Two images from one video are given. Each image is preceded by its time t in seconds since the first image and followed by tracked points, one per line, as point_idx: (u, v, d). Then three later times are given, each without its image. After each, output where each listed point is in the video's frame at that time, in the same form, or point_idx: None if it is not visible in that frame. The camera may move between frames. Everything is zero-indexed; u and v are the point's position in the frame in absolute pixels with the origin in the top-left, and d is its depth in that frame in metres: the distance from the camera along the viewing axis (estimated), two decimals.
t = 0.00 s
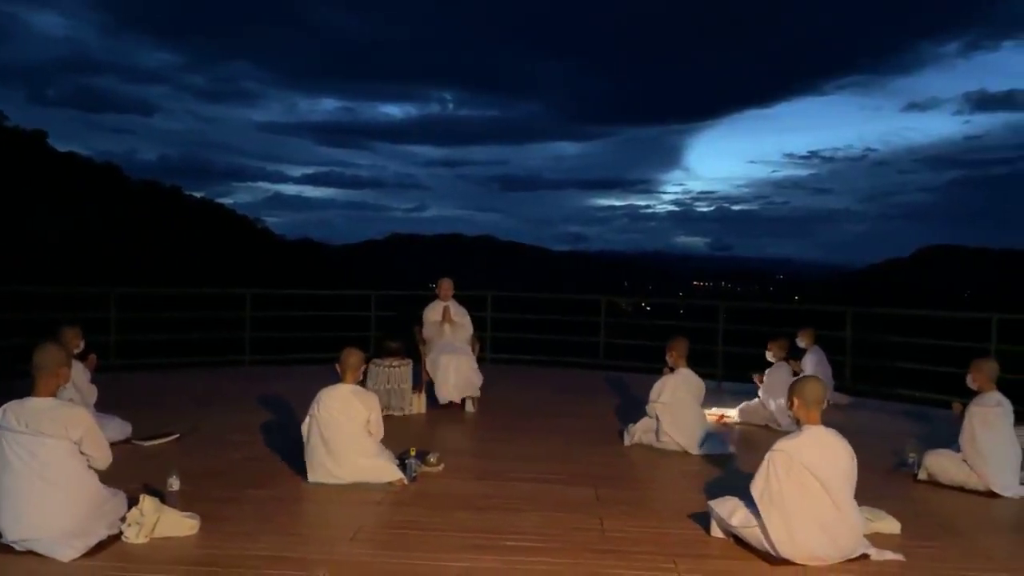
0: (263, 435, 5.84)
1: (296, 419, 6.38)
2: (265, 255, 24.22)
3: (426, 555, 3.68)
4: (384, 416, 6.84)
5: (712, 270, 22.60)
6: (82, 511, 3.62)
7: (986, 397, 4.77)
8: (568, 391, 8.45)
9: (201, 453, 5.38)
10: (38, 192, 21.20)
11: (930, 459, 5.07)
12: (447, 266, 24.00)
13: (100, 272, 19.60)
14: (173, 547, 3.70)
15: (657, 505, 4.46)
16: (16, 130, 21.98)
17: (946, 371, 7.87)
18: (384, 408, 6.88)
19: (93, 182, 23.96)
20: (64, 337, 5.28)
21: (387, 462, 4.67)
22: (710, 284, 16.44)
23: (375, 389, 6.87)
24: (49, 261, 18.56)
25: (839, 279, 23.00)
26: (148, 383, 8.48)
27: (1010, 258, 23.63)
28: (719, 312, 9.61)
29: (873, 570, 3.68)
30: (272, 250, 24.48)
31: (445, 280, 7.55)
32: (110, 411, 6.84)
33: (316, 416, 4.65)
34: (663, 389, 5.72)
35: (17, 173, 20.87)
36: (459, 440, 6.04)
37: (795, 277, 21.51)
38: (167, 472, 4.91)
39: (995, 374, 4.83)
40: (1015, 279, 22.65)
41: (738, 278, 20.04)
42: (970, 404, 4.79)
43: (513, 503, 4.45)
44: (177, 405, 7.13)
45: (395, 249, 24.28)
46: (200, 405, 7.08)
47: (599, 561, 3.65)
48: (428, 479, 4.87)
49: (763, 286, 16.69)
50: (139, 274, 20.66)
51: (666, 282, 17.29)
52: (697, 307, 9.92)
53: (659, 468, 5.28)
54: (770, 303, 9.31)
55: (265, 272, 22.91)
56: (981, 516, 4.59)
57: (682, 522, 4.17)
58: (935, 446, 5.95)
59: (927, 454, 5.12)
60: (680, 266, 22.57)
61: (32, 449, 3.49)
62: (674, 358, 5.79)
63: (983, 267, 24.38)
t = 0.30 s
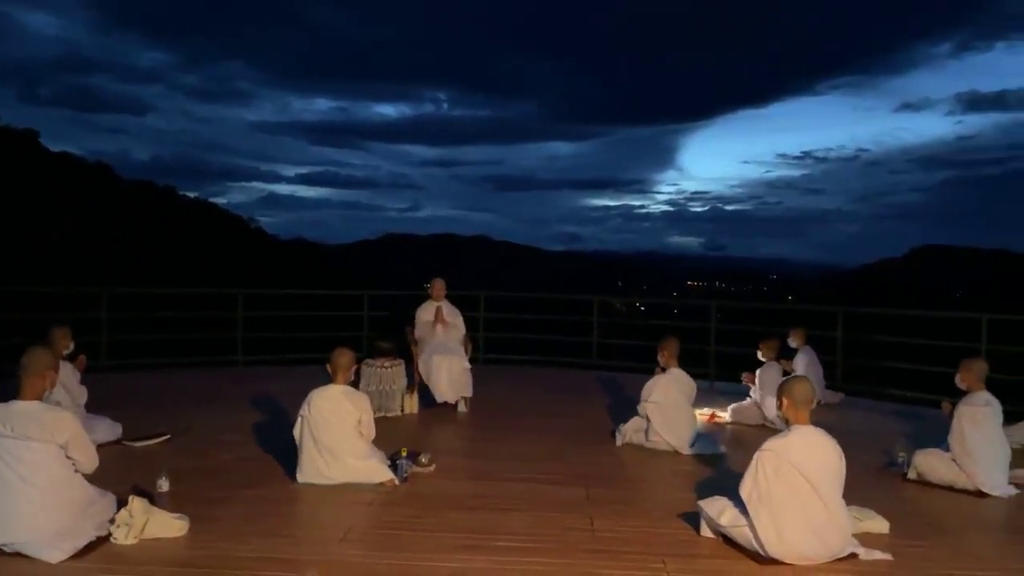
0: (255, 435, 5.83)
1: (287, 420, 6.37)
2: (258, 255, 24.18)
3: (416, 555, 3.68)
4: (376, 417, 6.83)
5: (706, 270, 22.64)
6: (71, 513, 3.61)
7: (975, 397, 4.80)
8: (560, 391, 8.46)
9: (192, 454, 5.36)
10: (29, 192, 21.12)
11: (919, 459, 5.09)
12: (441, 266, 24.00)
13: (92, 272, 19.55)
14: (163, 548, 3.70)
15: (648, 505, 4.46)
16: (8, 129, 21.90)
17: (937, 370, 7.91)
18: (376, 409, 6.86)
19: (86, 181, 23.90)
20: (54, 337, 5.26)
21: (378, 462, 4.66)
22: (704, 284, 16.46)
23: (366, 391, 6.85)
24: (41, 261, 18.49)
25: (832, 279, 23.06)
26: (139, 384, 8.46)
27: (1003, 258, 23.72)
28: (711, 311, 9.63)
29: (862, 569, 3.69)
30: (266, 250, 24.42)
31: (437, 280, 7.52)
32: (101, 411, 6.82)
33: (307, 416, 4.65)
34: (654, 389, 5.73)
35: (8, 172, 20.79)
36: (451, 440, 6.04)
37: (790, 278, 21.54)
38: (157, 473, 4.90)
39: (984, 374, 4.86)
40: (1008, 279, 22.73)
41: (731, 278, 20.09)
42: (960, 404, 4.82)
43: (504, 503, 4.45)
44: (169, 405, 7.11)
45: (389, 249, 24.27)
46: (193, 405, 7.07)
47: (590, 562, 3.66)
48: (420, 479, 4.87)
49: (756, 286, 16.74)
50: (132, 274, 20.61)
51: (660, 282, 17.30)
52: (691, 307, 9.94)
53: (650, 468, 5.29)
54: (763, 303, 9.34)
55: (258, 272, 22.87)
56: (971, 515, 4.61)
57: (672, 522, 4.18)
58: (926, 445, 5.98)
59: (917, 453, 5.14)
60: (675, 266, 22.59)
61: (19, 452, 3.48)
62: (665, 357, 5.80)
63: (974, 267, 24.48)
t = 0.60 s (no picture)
0: (243, 436, 5.77)
1: (276, 421, 6.30)
2: (248, 254, 24.05)
3: (405, 558, 3.63)
4: (365, 418, 6.77)
5: (698, 270, 22.61)
6: (52, 519, 3.53)
7: (967, 398, 4.78)
8: (552, 390, 8.41)
9: (178, 455, 5.30)
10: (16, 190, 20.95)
11: (912, 459, 5.07)
12: (432, 266, 23.94)
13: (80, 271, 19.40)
14: (146, 552, 3.63)
15: (640, 506, 4.42)
16: None
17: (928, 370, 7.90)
18: (366, 410, 6.80)
19: (75, 180, 23.77)
20: (37, 337, 5.17)
21: (367, 464, 4.61)
22: (696, 284, 16.43)
23: (356, 392, 6.78)
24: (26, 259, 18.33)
25: (822, 279, 23.09)
26: (126, 384, 8.36)
27: (994, 258, 23.75)
28: (702, 311, 9.61)
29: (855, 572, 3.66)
30: (256, 249, 24.29)
31: (427, 279, 7.40)
32: (87, 412, 6.73)
33: (295, 417, 4.58)
34: (646, 389, 5.70)
35: None
36: (442, 441, 5.99)
37: (782, 278, 21.53)
38: (142, 475, 4.82)
39: (976, 374, 4.84)
40: (999, 279, 22.76)
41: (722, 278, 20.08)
42: (952, 404, 4.81)
43: (494, 505, 4.40)
44: (156, 406, 7.04)
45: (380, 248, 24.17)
46: (180, 406, 7.00)
47: (580, 564, 3.62)
48: (410, 481, 4.81)
49: (747, 285, 16.74)
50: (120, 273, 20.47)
51: (653, 282, 17.26)
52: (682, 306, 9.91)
53: (642, 468, 5.25)
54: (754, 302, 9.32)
55: (248, 271, 22.73)
56: (964, 516, 4.59)
57: (664, 523, 4.14)
58: (919, 444, 5.96)
59: (909, 453, 5.12)
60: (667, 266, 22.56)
61: None
62: (656, 357, 5.76)
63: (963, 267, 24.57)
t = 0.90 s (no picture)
0: (230, 437, 5.65)
1: (263, 421, 6.17)
2: (236, 252, 23.85)
3: (396, 563, 3.52)
4: (356, 418, 6.66)
5: (688, 267, 22.57)
6: (30, 524, 3.41)
7: (967, 396, 4.72)
8: (544, 389, 8.32)
9: (163, 457, 5.18)
10: None
11: (910, 459, 5.00)
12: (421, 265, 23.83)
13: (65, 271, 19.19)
14: (128, 558, 3.51)
15: (636, 508, 4.33)
16: None
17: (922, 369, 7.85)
18: (356, 409, 6.69)
19: (61, 177, 23.51)
20: (17, 336, 5.03)
21: (357, 466, 4.50)
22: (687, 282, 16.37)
23: (346, 391, 6.67)
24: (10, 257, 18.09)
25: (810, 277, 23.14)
26: (109, 384, 8.20)
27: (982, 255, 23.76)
28: (695, 309, 9.54)
29: None
30: (244, 247, 24.10)
31: (418, 277, 7.22)
32: (68, 413, 6.58)
33: (283, 418, 4.47)
34: (641, 388, 5.60)
35: None
36: (433, 441, 5.88)
37: (772, 276, 21.51)
38: (125, 478, 4.69)
39: (975, 373, 4.78)
40: (988, 277, 22.79)
41: (712, 276, 20.06)
42: (951, 404, 4.74)
43: (486, 507, 4.30)
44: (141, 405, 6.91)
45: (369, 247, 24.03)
46: (166, 406, 6.86)
47: (576, 569, 3.52)
48: (401, 483, 4.71)
49: (737, 283, 16.72)
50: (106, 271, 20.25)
51: (643, 280, 17.19)
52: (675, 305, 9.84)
53: (637, 469, 5.16)
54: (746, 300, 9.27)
55: (235, 270, 22.54)
56: (963, 517, 4.52)
57: (661, 526, 4.05)
58: (916, 443, 5.90)
59: (907, 453, 5.06)
60: (657, 264, 22.50)
61: None
62: (651, 356, 5.67)
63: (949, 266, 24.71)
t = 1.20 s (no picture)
0: (218, 440, 5.50)
1: (253, 424, 6.01)
2: (226, 250, 23.64)
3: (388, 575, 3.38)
4: (348, 420, 6.52)
5: (681, 266, 22.51)
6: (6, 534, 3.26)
7: (974, 399, 4.60)
8: (539, 389, 8.19)
9: (148, 461, 5.02)
10: None
11: (916, 462, 4.89)
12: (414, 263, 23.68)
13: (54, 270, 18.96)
14: (110, 570, 3.36)
15: (638, 514, 4.19)
16: None
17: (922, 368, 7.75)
18: (348, 411, 6.55)
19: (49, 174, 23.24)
20: None
21: (349, 472, 4.36)
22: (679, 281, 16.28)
23: (338, 392, 6.53)
24: None
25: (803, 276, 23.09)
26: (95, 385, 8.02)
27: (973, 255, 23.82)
28: (692, 308, 9.42)
29: None
30: (234, 246, 23.88)
31: (411, 276, 7.04)
32: (51, 415, 6.41)
33: (272, 422, 4.33)
34: (640, 389, 5.48)
35: None
36: (427, 443, 5.74)
37: (765, 275, 21.47)
38: (107, 484, 4.53)
39: (982, 374, 4.67)
40: (979, 276, 22.82)
41: (705, 275, 19.97)
42: (958, 406, 4.63)
43: (482, 513, 4.17)
44: (127, 407, 6.75)
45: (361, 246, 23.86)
46: (153, 407, 6.70)
47: None
48: (394, 488, 4.57)
49: (730, 282, 16.64)
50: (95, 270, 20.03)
51: (636, 278, 17.09)
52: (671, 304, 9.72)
53: (637, 472, 5.04)
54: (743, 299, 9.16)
55: (226, 268, 22.33)
56: (971, 523, 4.41)
57: (663, 534, 3.92)
58: (919, 444, 5.79)
59: (912, 456, 4.94)
60: (650, 263, 22.43)
61: None
62: (650, 356, 5.54)
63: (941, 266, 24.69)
